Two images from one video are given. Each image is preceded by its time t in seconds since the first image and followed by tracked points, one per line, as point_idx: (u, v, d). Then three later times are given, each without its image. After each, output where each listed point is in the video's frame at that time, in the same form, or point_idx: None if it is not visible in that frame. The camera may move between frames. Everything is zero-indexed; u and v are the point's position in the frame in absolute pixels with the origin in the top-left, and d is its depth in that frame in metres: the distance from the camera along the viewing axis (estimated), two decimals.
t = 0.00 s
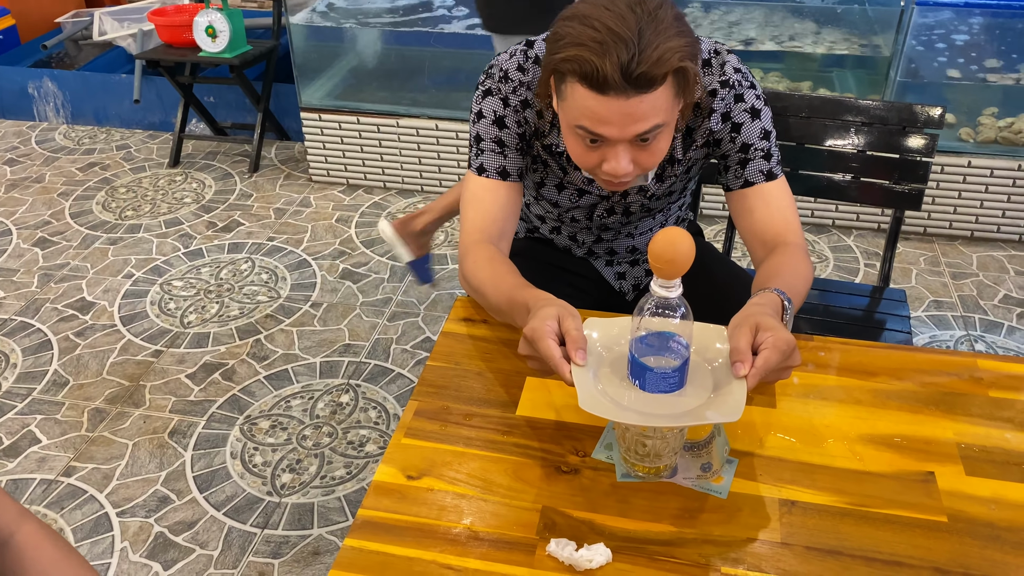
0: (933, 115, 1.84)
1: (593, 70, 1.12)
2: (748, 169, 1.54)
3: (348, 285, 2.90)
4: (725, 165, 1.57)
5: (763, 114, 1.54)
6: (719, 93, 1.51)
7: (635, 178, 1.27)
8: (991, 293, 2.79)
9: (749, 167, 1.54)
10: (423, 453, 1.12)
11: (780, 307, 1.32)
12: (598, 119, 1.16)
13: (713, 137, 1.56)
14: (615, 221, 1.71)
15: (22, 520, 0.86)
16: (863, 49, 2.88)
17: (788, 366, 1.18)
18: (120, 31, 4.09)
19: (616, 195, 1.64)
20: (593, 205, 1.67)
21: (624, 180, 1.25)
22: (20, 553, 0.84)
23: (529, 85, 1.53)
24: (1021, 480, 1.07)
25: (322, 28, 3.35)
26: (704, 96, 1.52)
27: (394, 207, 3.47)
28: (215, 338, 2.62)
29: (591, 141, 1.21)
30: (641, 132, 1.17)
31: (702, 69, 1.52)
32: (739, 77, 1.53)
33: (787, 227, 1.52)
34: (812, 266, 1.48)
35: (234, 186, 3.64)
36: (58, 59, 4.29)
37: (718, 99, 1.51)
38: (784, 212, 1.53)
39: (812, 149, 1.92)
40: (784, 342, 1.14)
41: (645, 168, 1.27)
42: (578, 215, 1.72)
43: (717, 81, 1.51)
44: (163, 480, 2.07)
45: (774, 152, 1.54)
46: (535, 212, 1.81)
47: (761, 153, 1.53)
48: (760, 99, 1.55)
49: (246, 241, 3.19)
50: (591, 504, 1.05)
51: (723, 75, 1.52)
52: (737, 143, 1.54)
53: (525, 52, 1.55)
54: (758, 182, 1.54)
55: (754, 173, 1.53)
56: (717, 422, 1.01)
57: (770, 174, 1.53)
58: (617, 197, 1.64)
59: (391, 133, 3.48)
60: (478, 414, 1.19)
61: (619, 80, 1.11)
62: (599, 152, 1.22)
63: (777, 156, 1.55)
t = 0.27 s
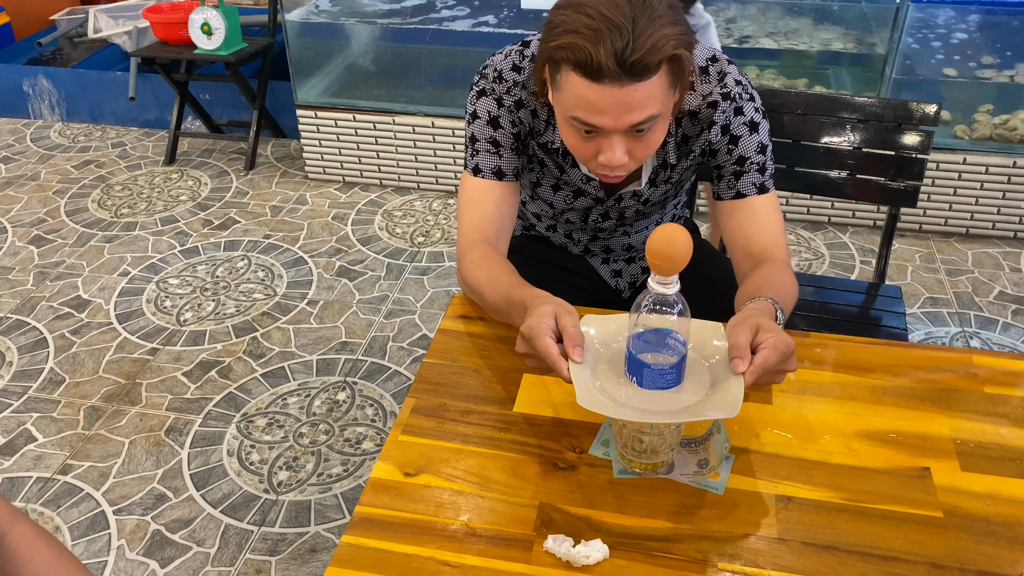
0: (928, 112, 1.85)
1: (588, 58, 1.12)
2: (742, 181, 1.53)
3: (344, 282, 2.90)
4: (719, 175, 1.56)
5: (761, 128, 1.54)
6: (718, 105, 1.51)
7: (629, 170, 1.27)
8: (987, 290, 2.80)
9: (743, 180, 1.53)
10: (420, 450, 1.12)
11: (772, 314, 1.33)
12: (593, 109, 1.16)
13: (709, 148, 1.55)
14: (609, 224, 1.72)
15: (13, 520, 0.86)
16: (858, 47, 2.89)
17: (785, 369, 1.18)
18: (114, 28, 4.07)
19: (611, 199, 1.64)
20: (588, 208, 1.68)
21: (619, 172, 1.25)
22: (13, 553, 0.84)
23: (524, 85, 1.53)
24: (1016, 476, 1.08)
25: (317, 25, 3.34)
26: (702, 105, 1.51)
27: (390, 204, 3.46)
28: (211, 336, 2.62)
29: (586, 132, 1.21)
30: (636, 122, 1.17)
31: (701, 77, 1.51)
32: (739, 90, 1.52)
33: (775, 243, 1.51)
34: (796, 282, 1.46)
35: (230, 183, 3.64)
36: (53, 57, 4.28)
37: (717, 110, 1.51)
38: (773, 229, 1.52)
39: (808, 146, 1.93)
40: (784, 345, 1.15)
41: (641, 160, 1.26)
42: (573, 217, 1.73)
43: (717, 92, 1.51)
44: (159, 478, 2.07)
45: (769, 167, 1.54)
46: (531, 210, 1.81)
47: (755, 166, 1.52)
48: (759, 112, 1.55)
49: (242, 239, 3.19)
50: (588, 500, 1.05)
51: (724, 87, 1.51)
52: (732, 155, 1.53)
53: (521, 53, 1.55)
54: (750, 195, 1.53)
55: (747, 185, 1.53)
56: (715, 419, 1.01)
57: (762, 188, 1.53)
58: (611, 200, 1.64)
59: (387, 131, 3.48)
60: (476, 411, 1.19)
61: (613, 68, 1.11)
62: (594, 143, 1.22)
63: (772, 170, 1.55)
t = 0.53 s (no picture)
0: (923, 111, 1.87)
1: (588, 46, 1.12)
2: (740, 182, 1.53)
3: (341, 281, 2.90)
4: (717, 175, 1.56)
5: (760, 130, 1.54)
6: (718, 108, 1.51)
7: (628, 160, 1.28)
8: (983, 288, 2.81)
9: (741, 181, 1.53)
10: (418, 448, 1.13)
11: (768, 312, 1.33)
12: (593, 98, 1.16)
13: (708, 149, 1.56)
14: (606, 224, 1.73)
15: (9, 519, 0.86)
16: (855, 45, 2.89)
17: (781, 367, 1.19)
18: (111, 27, 4.06)
19: (608, 198, 1.65)
20: (585, 208, 1.68)
21: (618, 161, 1.25)
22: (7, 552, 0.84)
23: (522, 83, 1.53)
24: (1011, 473, 1.08)
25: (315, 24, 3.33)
26: (701, 107, 1.52)
27: (387, 203, 3.46)
28: (209, 335, 2.62)
29: (585, 121, 1.21)
30: (635, 111, 1.17)
31: (700, 78, 1.51)
32: (739, 92, 1.52)
33: (773, 244, 1.51)
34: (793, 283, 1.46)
35: (227, 182, 3.63)
36: (49, 56, 4.27)
37: (717, 113, 1.51)
38: (771, 230, 1.52)
39: (804, 144, 1.93)
40: (780, 343, 1.16)
41: (640, 150, 1.27)
42: (570, 216, 1.73)
43: (717, 95, 1.51)
44: (157, 476, 2.07)
45: (767, 169, 1.54)
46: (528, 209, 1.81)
47: (753, 168, 1.53)
48: (758, 114, 1.55)
49: (240, 238, 3.18)
50: (585, 497, 1.06)
51: (723, 89, 1.51)
52: (731, 157, 1.53)
53: (518, 52, 1.55)
54: (747, 197, 1.53)
55: (745, 187, 1.53)
56: (711, 415, 1.01)
57: (760, 190, 1.54)
58: (607, 199, 1.65)
59: (384, 130, 3.47)
60: (473, 409, 1.19)
61: (614, 56, 1.11)
62: (593, 133, 1.22)
63: (769, 172, 1.55)
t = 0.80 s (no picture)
0: (920, 111, 1.87)
1: (588, 37, 1.13)
2: (737, 183, 1.54)
3: (340, 281, 2.90)
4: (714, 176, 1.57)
5: (757, 131, 1.55)
6: (716, 109, 1.51)
7: (628, 154, 1.28)
8: (979, 287, 2.82)
9: (739, 181, 1.54)
10: (417, 447, 1.13)
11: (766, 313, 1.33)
12: (593, 90, 1.16)
13: (706, 150, 1.56)
14: (604, 225, 1.73)
15: (12, 515, 0.86)
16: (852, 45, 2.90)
17: (778, 367, 1.19)
18: (109, 27, 4.06)
19: (606, 199, 1.66)
20: (582, 209, 1.69)
21: (618, 155, 1.26)
22: (10, 550, 0.84)
23: (520, 84, 1.54)
24: (1007, 471, 1.09)
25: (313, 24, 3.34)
26: (699, 108, 1.52)
27: (385, 203, 3.47)
28: (207, 334, 2.62)
29: (585, 115, 1.21)
30: (635, 104, 1.17)
31: (697, 79, 1.52)
32: (736, 93, 1.53)
33: (771, 243, 1.51)
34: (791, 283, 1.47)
35: (225, 182, 3.63)
36: (47, 56, 4.27)
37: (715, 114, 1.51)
38: (768, 231, 1.52)
39: (802, 144, 1.94)
40: (777, 342, 1.16)
41: (640, 144, 1.27)
42: (567, 217, 1.73)
43: (715, 95, 1.52)
44: (155, 476, 2.07)
45: (764, 170, 1.55)
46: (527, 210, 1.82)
47: (751, 169, 1.53)
48: (756, 115, 1.55)
49: (238, 238, 3.18)
50: (584, 496, 1.06)
51: (721, 90, 1.52)
52: (729, 158, 1.54)
53: (517, 52, 1.56)
54: (745, 198, 1.54)
55: (742, 188, 1.53)
56: (708, 415, 1.02)
57: (757, 190, 1.54)
58: (605, 199, 1.65)
59: (382, 130, 3.48)
60: (471, 407, 1.20)
61: (613, 47, 1.12)
62: (593, 126, 1.23)
63: (767, 173, 1.56)
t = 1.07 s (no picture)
0: (918, 112, 1.87)
1: (588, 34, 1.13)
2: (736, 185, 1.54)
3: (339, 282, 2.91)
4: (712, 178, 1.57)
5: (756, 134, 1.55)
6: (714, 111, 1.52)
7: (627, 154, 1.28)
8: (976, 288, 2.83)
9: (737, 183, 1.54)
10: (416, 447, 1.13)
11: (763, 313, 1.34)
12: (592, 88, 1.16)
13: (704, 152, 1.57)
14: (603, 227, 1.73)
15: (13, 515, 0.86)
16: (849, 47, 2.91)
17: (776, 367, 1.20)
18: (108, 28, 4.07)
19: (605, 201, 1.66)
20: (581, 211, 1.69)
21: (617, 155, 1.26)
22: (11, 550, 0.85)
23: (520, 85, 1.54)
24: (1004, 470, 1.09)
25: (312, 26, 3.34)
26: (697, 110, 1.53)
27: (384, 204, 3.47)
28: (206, 335, 2.62)
29: (584, 113, 1.22)
30: (635, 102, 1.18)
31: (696, 81, 1.53)
32: (735, 96, 1.54)
33: (770, 245, 1.52)
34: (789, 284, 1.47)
35: (224, 183, 3.64)
36: (46, 57, 4.27)
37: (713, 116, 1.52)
38: (766, 233, 1.53)
39: (800, 146, 1.94)
40: (774, 341, 1.17)
41: (639, 144, 1.27)
42: (566, 219, 1.74)
43: (713, 98, 1.52)
44: (155, 477, 2.07)
45: (763, 172, 1.55)
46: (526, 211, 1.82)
47: (750, 171, 1.54)
48: (754, 118, 1.56)
49: (237, 239, 3.19)
50: (582, 495, 1.07)
51: (720, 93, 1.53)
52: (728, 160, 1.54)
53: (516, 54, 1.57)
54: (743, 200, 1.54)
55: (741, 190, 1.54)
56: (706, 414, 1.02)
57: (756, 193, 1.54)
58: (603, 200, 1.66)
59: (381, 131, 3.48)
60: (470, 407, 1.20)
61: (613, 44, 1.12)
62: (592, 125, 1.23)
63: (766, 175, 1.56)
